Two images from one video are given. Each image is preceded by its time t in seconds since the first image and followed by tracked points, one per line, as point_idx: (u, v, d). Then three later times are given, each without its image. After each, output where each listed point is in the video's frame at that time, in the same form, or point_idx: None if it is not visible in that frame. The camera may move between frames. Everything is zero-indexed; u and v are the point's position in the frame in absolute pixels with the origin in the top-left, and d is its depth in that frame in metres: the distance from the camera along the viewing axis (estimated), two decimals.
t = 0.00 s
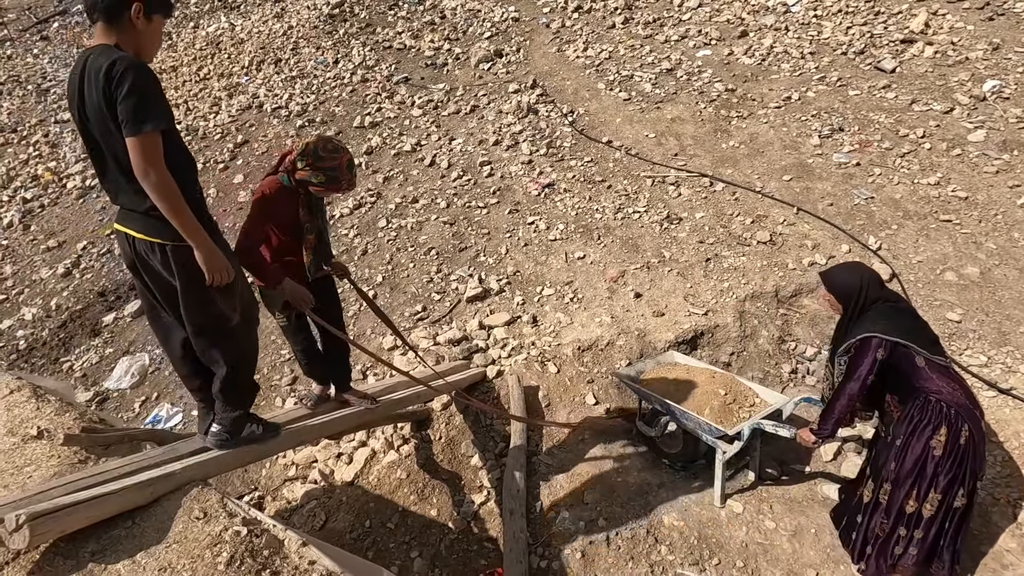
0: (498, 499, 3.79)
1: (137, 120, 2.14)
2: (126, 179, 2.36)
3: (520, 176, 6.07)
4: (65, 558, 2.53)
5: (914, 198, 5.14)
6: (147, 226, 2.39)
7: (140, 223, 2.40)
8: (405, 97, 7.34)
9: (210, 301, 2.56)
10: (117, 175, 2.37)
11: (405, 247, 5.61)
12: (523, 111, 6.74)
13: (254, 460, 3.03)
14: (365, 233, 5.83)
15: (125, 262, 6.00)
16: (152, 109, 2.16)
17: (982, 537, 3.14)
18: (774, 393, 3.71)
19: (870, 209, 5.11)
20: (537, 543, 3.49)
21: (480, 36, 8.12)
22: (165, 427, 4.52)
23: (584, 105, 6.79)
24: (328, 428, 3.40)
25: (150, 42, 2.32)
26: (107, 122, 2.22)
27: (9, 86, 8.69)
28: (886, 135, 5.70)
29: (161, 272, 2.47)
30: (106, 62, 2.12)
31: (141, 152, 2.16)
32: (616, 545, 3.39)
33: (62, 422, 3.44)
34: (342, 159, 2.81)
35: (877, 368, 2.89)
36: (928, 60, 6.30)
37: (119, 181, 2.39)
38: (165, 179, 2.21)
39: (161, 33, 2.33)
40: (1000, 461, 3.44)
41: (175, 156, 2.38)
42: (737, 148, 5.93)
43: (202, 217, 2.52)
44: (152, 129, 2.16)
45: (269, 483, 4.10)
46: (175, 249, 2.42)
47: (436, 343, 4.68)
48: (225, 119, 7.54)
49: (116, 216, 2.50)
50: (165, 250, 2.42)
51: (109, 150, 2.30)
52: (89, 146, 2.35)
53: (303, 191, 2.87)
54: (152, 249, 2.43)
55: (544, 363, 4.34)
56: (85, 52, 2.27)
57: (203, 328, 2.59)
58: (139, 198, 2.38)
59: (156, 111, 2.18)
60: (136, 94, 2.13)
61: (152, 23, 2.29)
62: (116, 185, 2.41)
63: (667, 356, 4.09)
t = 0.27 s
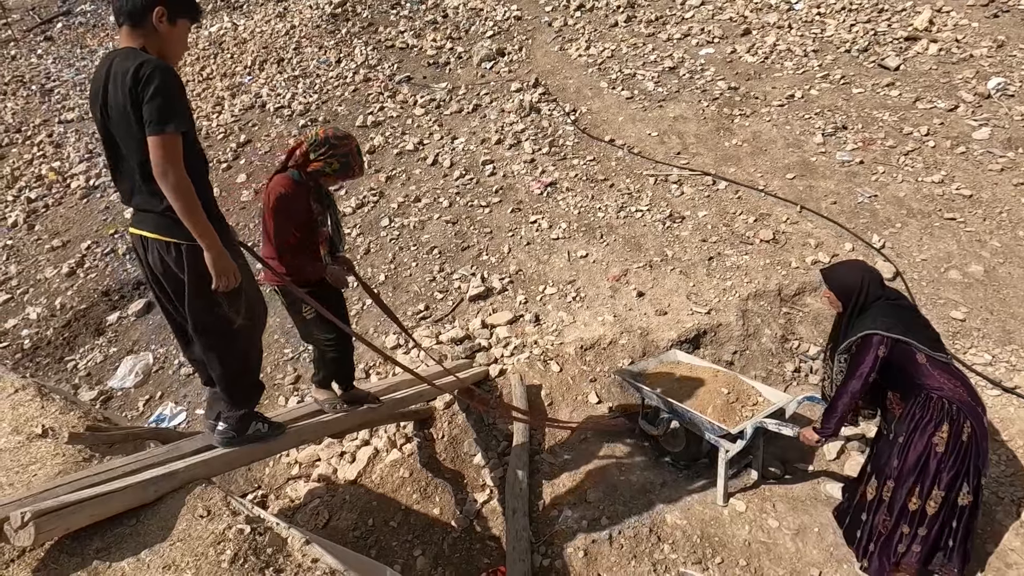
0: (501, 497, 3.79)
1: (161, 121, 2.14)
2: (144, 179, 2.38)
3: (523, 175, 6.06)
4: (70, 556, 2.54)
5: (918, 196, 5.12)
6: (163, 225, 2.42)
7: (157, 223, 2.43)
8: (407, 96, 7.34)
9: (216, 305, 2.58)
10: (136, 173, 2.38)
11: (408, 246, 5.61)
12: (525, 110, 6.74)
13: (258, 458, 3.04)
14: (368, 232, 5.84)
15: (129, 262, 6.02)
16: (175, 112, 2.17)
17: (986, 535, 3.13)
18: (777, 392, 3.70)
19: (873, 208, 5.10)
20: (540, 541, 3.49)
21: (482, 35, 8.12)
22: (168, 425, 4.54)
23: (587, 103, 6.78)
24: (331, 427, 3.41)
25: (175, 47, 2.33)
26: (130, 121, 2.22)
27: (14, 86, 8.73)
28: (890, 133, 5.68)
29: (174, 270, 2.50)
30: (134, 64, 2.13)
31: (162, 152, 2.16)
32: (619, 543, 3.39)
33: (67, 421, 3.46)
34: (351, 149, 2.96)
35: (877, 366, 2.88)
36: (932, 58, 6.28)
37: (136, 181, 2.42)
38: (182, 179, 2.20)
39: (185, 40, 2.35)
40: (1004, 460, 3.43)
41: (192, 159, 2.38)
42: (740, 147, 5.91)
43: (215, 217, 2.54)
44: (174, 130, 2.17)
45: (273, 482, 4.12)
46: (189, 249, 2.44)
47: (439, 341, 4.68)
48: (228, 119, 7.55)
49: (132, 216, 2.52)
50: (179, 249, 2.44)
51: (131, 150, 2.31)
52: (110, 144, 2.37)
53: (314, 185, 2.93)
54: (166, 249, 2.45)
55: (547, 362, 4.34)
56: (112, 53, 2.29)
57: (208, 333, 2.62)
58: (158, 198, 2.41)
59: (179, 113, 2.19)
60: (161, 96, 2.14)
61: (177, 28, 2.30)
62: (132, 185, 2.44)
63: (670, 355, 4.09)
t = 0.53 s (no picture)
0: (504, 497, 3.78)
1: (173, 147, 2.14)
2: (162, 197, 2.39)
3: (525, 174, 6.05)
4: (72, 556, 2.54)
5: (922, 194, 5.10)
6: (184, 240, 2.44)
7: (178, 238, 2.45)
8: (409, 95, 7.33)
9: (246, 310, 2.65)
10: (152, 191, 2.39)
11: (410, 246, 5.61)
12: (528, 109, 6.73)
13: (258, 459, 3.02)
14: (370, 232, 5.83)
15: (132, 262, 6.02)
16: (187, 138, 2.17)
17: (992, 536, 3.11)
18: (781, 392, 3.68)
19: (878, 206, 5.07)
20: (543, 541, 3.48)
21: (484, 34, 8.11)
22: (171, 425, 4.54)
23: (589, 102, 6.76)
24: (334, 427, 3.38)
25: (185, 67, 2.31)
26: (142, 145, 2.22)
27: (17, 86, 8.74)
28: (894, 131, 5.65)
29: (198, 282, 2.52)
30: (144, 92, 2.12)
31: (177, 178, 2.16)
32: (622, 544, 3.38)
33: (69, 421, 3.46)
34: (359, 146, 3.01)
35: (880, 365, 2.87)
36: (936, 55, 6.25)
37: (151, 199, 2.42)
38: (199, 201, 2.21)
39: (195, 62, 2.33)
40: (1010, 461, 3.41)
41: (206, 178, 2.38)
42: (744, 145, 5.89)
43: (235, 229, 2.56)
44: (186, 155, 2.17)
45: (276, 482, 4.12)
46: (214, 260, 2.48)
47: (441, 341, 4.68)
48: (231, 118, 7.55)
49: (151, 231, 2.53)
50: (204, 262, 2.48)
51: (147, 172, 2.32)
52: (122, 163, 2.35)
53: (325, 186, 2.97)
54: (189, 261, 2.48)
55: (549, 361, 4.33)
56: (121, 77, 2.27)
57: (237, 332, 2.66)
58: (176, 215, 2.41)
59: (190, 139, 2.19)
60: (172, 124, 2.13)
61: (186, 51, 2.27)
62: (146, 201, 2.44)
63: (673, 355, 4.07)
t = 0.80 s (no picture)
0: (503, 496, 3.78)
1: (171, 150, 2.14)
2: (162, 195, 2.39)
3: (526, 173, 6.04)
4: (70, 554, 2.54)
5: (925, 193, 5.08)
6: (186, 239, 2.44)
7: (181, 237, 2.44)
8: (411, 94, 7.33)
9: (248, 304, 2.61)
10: (155, 189, 2.39)
11: (410, 244, 5.60)
12: (529, 107, 6.72)
13: (259, 457, 3.02)
14: (371, 230, 5.82)
15: (133, 260, 6.03)
16: (186, 141, 2.16)
17: (993, 537, 3.09)
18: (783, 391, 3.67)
19: (880, 206, 5.06)
20: (542, 541, 3.47)
21: (486, 32, 8.10)
22: (171, 423, 4.54)
23: (591, 101, 6.75)
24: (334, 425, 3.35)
25: (190, 67, 2.31)
26: (144, 146, 2.22)
27: (19, 84, 8.75)
28: (896, 130, 5.64)
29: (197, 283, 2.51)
30: (147, 93, 2.11)
31: (172, 180, 2.16)
32: (621, 543, 3.37)
33: (69, 419, 3.46)
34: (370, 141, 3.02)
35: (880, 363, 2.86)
36: (939, 54, 6.22)
37: (154, 194, 2.43)
38: (194, 203, 2.21)
39: (201, 64, 2.33)
40: (1013, 461, 3.40)
41: (206, 179, 2.38)
42: (746, 144, 5.87)
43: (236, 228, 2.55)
44: (185, 158, 2.17)
45: (276, 480, 4.12)
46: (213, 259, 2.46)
47: (441, 340, 4.67)
48: (232, 117, 7.56)
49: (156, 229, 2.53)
50: (206, 262, 2.46)
51: (150, 171, 2.33)
52: (126, 161, 2.36)
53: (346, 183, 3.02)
54: (190, 260, 2.47)
55: (550, 360, 4.33)
56: (128, 75, 2.27)
57: (242, 330, 2.65)
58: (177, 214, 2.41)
59: (190, 142, 2.18)
60: (172, 127, 2.13)
61: (190, 51, 2.26)
62: (149, 196, 2.45)
63: (674, 354, 4.05)
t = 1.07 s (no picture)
0: (504, 494, 3.78)
1: (182, 145, 2.13)
2: (172, 192, 2.39)
3: (528, 171, 6.03)
4: (71, 551, 2.54)
5: (927, 192, 5.07)
6: (191, 234, 2.43)
7: (187, 232, 2.43)
8: (412, 92, 7.32)
9: (250, 309, 2.62)
10: (164, 185, 2.39)
11: (412, 242, 5.60)
12: (531, 105, 6.71)
13: (259, 455, 3.01)
14: (372, 228, 5.82)
15: (135, 257, 6.04)
16: (197, 137, 2.16)
17: (994, 537, 3.08)
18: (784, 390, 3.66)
19: (882, 204, 5.04)
20: (542, 539, 3.47)
21: (488, 30, 8.09)
22: (172, 420, 4.56)
23: (592, 99, 6.74)
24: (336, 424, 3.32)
25: (202, 67, 2.31)
26: (155, 143, 2.22)
27: (22, 81, 8.76)
28: (899, 129, 5.62)
29: (200, 280, 2.52)
30: (160, 90, 2.11)
31: (183, 175, 2.15)
32: (621, 541, 3.37)
33: (70, 416, 3.46)
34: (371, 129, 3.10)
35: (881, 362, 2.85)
36: (943, 52, 6.20)
37: (163, 191, 2.42)
38: (203, 199, 2.20)
39: (213, 63, 2.33)
40: (1014, 461, 3.39)
41: (215, 176, 2.37)
42: (748, 142, 5.86)
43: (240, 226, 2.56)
44: (196, 154, 2.16)
45: (276, 478, 4.13)
46: (218, 257, 2.47)
47: (442, 338, 4.67)
48: (234, 115, 7.56)
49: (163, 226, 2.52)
50: (208, 258, 2.46)
51: (159, 167, 2.32)
52: (138, 159, 2.36)
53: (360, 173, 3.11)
54: (195, 256, 2.47)
55: (550, 358, 4.32)
56: (140, 73, 2.27)
57: (244, 335, 2.65)
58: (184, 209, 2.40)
59: (200, 138, 2.18)
60: (183, 122, 2.12)
61: (203, 50, 2.27)
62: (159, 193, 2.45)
63: (675, 353, 4.05)
